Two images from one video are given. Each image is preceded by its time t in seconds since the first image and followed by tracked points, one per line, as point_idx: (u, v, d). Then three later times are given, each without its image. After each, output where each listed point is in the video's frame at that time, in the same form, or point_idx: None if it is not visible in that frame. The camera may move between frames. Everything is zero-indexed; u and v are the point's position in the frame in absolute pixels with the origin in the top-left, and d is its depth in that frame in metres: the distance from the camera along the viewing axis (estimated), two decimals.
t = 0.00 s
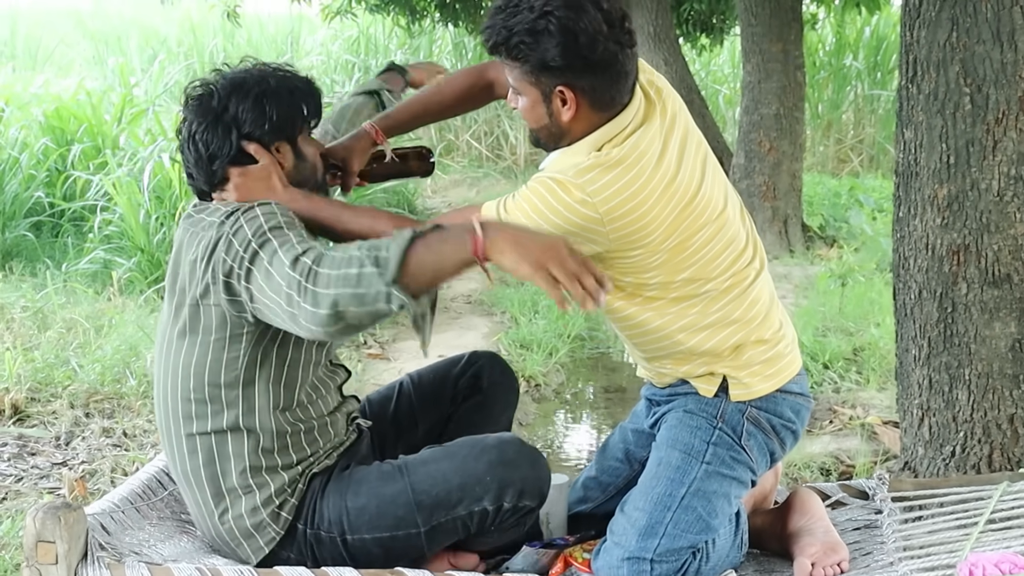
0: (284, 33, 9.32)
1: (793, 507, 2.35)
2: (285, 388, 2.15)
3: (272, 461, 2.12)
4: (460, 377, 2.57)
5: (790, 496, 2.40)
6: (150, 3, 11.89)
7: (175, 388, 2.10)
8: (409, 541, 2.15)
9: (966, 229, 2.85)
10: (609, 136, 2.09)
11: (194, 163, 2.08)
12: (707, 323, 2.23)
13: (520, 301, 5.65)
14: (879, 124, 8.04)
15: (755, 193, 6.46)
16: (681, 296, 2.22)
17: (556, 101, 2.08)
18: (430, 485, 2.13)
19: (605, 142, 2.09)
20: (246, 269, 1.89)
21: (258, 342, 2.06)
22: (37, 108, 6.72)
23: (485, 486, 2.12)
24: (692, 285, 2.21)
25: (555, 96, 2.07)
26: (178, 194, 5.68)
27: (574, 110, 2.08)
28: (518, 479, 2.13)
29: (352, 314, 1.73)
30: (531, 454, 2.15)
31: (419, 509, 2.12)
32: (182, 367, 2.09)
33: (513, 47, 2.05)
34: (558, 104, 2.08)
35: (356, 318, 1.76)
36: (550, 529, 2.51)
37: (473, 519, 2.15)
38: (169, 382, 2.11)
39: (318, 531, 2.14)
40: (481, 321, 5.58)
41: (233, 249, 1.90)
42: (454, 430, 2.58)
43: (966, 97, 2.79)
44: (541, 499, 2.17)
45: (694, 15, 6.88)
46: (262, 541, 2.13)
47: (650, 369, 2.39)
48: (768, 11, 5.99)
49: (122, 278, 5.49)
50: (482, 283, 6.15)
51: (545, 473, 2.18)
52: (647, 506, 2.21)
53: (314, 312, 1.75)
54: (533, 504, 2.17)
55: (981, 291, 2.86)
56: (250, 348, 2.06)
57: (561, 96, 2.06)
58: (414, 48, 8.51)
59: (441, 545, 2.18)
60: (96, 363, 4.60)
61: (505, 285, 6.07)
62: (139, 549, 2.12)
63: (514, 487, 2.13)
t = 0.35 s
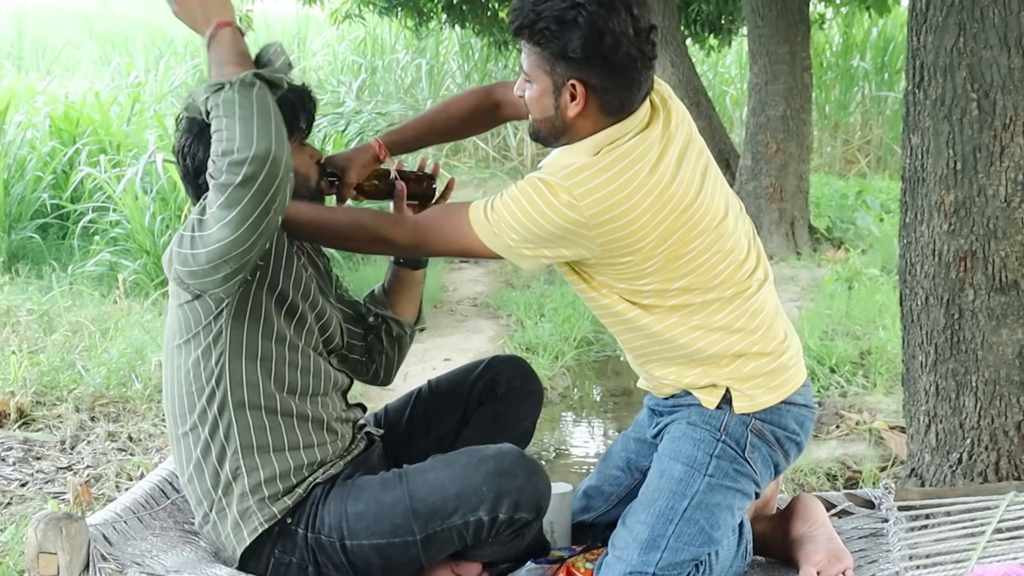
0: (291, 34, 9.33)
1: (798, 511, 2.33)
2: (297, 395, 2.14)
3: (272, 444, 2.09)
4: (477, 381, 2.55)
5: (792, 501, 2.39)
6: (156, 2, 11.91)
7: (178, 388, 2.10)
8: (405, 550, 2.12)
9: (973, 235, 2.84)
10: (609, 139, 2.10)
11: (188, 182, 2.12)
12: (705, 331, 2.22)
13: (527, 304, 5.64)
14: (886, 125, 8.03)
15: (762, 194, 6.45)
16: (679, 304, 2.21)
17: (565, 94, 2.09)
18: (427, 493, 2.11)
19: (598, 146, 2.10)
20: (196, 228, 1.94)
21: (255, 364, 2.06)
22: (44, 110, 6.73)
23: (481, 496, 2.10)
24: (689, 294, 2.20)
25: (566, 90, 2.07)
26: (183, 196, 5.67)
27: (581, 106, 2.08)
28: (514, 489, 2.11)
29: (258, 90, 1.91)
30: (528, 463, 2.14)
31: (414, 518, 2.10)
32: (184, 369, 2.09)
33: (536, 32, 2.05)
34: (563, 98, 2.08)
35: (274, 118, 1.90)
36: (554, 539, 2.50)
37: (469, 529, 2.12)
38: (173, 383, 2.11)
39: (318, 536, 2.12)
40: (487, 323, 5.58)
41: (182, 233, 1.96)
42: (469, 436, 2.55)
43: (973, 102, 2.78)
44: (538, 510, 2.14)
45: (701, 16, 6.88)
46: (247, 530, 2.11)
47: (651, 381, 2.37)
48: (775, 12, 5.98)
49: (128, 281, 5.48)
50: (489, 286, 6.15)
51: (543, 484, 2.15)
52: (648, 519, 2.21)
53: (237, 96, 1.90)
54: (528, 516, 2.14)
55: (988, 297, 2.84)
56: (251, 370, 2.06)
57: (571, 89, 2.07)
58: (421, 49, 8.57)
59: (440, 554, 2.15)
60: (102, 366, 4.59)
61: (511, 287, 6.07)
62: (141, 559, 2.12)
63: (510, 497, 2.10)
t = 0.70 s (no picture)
0: (298, 34, 9.35)
1: (808, 521, 2.32)
2: (285, 406, 2.10)
3: (272, 457, 2.07)
4: (488, 397, 2.52)
5: (802, 510, 2.37)
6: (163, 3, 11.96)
7: (168, 406, 2.08)
8: (417, 556, 2.09)
9: (983, 241, 2.82)
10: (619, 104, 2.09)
11: (163, 195, 2.10)
12: (720, 300, 2.14)
13: (533, 307, 5.63)
14: (893, 125, 8.02)
15: (769, 196, 6.43)
16: (695, 278, 2.13)
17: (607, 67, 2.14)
18: (438, 497, 2.08)
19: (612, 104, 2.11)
20: (223, 226, 1.93)
21: (247, 378, 2.04)
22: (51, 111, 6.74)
23: (493, 497, 2.07)
24: (704, 267, 2.13)
25: (610, 62, 2.13)
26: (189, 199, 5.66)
27: (623, 79, 2.14)
28: (525, 491, 2.07)
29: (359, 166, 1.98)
30: (538, 465, 2.10)
31: (425, 521, 2.07)
32: (175, 387, 2.07)
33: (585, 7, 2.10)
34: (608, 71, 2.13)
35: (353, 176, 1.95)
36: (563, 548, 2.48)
37: (480, 532, 2.09)
38: (163, 402, 2.09)
39: (327, 546, 2.09)
40: (494, 327, 5.57)
41: (201, 234, 1.96)
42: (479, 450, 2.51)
43: (982, 108, 2.77)
44: (549, 512, 2.10)
45: (708, 17, 6.88)
46: (254, 545, 2.08)
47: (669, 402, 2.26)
48: (782, 14, 5.97)
49: (134, 283, 5.47)
50: (495, 288, 6.15)
51: (553, 486, 2.12)
52: (664, 520, 2.11)
53: (335, 149, 1.96)
54: (540, 518, 2.10)
55: (997, 303, 2.84)
56: (243, 385, 2.04)
57: (617, 61, 2.13)
58: (427, 51, 8.51)
59: (451, 560, 2.12)
60: (108, 370, 4.59)
61: (518, 290, 6.07)
62: (146, 570, 2.12)
63: (521, 499, 2.07)
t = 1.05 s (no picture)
0: (306, 36, 9.33)
1: (821, 536, 2.33)
2: (286, 409, 2.17)
3: (280, 453, 2.13)
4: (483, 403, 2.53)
5: (819, 527, 2.38)
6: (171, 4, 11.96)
7: (177, 405, 2.14)
8: (416, 520, 2.12)
9: (994, 249, 2.83)
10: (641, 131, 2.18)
11: (201, 210, 2.27)
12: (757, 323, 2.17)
13: (543, 311, 5.63)
14: (902, 127, 8.01)
15: (778, 199, 6.43)
16: (732, 299, 2.16)
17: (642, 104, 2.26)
18: (428, 455, 2.14)
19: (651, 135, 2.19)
20: (235, 223, 2.00)
21: (251, 377, 2.11)
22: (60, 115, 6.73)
23: (480, 444, 2.12)
24: (741, 290, 2.17)
25: (645, 97, 2.25)
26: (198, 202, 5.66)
27: (659, 114, 2.26)
28: (510, 434, 2.12)
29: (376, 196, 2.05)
30: (520, 409, 2.16)
31: (417, 479, 2.12)
32: (181, 385, 2.12)
33: (626, 44, 2.24)
34: (642, 105, 2.25)
35: (367, 200, 2.01)
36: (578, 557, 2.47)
37: (474, 483, 2.13)
38: (171, 402, 2.15)
39: (330, 530, 2.12)
40: (503, 331, 5.57)
41: (212, 232, 2.03)
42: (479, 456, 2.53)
43: (994, 116, 2.77)
44: (539, 454, 2.14)
45: (717, 19, 6.88)
46: (263, 540, 2.10)
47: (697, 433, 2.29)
48: (791, 17, 5.95)
49: (144, 287, 5.48)
50: (504, 292, 6.15)
51: (541, 431, 2.17)
52: (689, 535, 2.13)
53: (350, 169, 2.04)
54: (530, 461, 2.13)
55: (1010, 311, 2.84)
56: (248, 385, 2.10)
57: (651, 97, 2.25)
58: (436, 52, 8.60)
59: (451, 521, 2.15)
60: (118, 374, 4.59)
61: (527, 294, 6.07)
62: None
63: (507, 442, 2.12)
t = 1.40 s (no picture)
0: (316, 37, 9.35)
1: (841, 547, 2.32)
2: (305, 407, 2.18)
3: (292, 448, 2.13)
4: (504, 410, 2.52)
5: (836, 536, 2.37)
6: (182, 6, 12.00)
7: (193, 397, 2.16)
8: (427, 525, 2.12)
9: (1006, 252, 2.83)
10: (788, 146, 2.21)
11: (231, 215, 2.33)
12: (873, 362, 2.22)
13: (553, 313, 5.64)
14: (913, 128, 8.02)
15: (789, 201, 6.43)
16: (854, 340, 2.21)
17: (739, 109, 2.25)
18: (444, 462, 2.15)
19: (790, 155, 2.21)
20: (258, 218, 2.07)
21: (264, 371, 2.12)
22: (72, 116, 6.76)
23: (494, 454, 2.13)
24: (874, 326, 2.23)
25: (740, 103, 2.23)
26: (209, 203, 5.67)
27: (752, 120, 2.24)
28: (525, 445, 2.13)
29: (416, 201, 2.16)
30: (538, 421, 2.16)
31: (431, 484, 2.13)
32: (197, 374, 2.14)
33: (712, 51, 2.23)
34: (737, 111, 2.24)
35: (401, 200, 2.10)
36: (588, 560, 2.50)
37: (486, 492, 2.13)
38: (188, 394, 2.17)
39: (342, 529, 2.12)
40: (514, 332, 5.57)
41: (233, 223, 2.09)
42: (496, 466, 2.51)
43: (1005, 119, 2.78)
44: (552, 466, 2.15)
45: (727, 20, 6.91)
46: (273, 530, 2.10)
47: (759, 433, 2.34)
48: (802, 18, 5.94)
49: (155, 288, 5.49)
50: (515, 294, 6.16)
51: (556, 444, 2.17)
52: (738, 526, 2.19)
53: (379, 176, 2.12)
54: (544, 473, 2.14)
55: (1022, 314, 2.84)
56: (261, 377, 2.12)
57: (746, 102, 2.23)
58: (445, 53, 8.57)
59: (463, 529, 2.16)
60: (129, 375, 4.60)
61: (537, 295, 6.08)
62: None
63: (521, 452, 2.13)
